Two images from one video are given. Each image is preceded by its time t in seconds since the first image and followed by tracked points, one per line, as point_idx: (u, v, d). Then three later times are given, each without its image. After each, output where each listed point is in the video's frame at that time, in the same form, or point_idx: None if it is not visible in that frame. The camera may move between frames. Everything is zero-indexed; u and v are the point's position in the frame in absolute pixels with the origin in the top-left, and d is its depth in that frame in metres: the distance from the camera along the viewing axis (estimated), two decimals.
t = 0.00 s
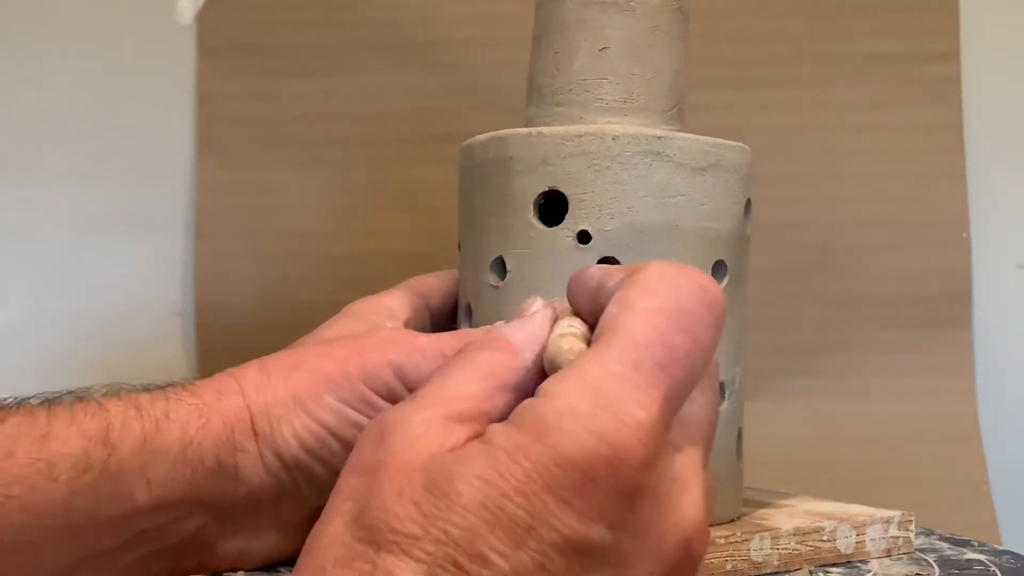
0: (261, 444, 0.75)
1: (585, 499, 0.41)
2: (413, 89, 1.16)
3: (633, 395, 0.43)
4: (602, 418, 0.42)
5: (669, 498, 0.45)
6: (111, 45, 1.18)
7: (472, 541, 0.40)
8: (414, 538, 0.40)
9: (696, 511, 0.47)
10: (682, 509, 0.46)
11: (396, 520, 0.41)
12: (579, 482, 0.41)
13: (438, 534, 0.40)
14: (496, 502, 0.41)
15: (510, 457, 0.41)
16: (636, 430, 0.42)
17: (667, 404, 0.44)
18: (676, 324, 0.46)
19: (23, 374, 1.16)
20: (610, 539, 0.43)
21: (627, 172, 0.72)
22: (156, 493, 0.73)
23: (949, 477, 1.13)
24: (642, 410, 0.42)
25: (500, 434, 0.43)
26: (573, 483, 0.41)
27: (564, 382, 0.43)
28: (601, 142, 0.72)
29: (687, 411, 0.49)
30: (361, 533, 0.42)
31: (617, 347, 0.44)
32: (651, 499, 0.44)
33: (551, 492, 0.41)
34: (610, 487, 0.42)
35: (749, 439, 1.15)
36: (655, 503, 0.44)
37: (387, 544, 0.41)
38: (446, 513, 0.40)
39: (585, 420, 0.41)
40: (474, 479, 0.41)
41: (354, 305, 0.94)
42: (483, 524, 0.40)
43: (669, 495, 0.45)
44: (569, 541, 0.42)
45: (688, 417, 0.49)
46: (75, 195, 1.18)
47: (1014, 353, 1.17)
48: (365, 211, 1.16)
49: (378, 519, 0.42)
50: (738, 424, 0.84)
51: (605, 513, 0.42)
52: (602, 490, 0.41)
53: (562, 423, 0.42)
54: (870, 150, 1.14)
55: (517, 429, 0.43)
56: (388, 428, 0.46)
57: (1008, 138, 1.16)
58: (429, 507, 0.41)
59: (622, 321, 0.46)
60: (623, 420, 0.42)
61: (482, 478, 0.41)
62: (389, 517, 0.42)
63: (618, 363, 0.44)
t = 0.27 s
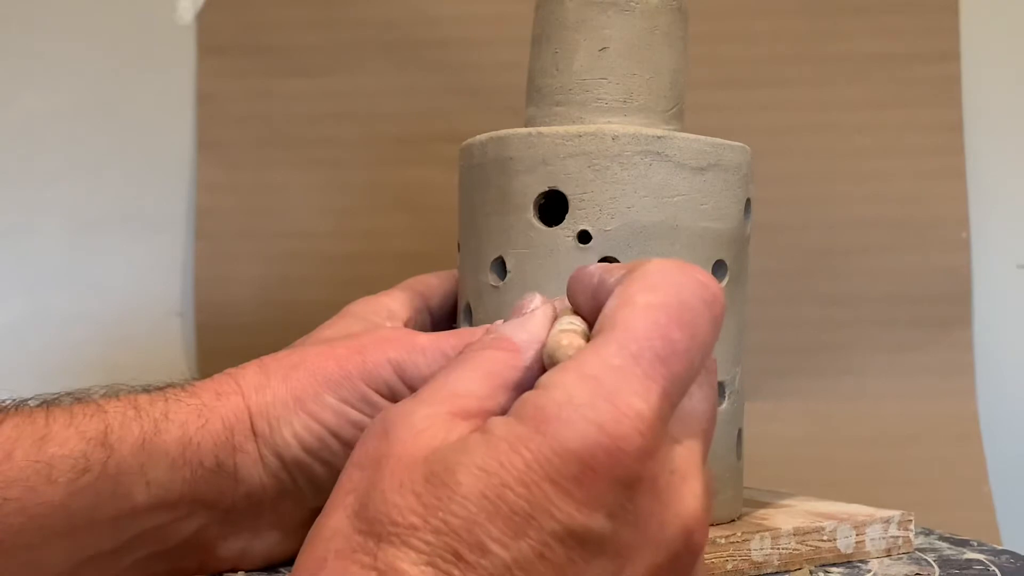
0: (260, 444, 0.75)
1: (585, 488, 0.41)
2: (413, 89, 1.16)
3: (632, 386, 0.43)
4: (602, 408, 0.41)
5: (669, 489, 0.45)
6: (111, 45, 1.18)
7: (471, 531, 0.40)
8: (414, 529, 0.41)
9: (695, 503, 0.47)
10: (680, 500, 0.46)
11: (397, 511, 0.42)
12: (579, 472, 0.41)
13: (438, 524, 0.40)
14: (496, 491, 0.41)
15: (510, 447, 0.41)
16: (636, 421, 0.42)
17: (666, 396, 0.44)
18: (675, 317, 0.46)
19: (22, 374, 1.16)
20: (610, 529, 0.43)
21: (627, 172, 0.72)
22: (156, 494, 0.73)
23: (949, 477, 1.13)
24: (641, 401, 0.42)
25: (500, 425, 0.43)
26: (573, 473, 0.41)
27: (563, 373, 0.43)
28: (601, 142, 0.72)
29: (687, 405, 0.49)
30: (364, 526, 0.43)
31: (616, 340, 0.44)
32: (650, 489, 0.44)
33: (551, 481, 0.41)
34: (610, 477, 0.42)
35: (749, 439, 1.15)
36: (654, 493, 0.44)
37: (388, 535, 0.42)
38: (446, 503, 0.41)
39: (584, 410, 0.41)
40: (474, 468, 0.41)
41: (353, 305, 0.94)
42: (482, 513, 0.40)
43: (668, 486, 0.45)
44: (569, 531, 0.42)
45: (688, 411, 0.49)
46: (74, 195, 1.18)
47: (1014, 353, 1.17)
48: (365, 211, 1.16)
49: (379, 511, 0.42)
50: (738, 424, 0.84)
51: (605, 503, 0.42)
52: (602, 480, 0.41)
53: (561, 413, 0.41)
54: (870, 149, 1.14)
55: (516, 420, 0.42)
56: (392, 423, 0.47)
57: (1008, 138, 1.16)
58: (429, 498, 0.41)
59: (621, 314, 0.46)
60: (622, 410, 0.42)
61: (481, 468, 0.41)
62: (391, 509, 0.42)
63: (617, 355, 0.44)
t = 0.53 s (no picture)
0: (261, 444, 0.75)
1: (587, 484, 0.41)
2: (413, 89, 1.16)
3: (634, 384, 0.43)
4: (603, 405, 0.42)
5: (671, 487, 0.45)
6: (111, 45, 1.18)
7: (473, 527, 0.40)
8: (416, 525, 0.41)
9: (699, 502, 0.47)
10: (683, 499, 0.46)
11: (399, 508, 0.42)
12: (581, 467, 0.41)
13: (440, 520, 0.40)
14: (498, 486, 0.41)
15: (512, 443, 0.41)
16: (637, 418, 0.42)
17: (669, 394, 0.44)
18: (680, 317, 0.46)
19: (21, 374, 1.16)
20: (612, 525, 0.43)
21: (627, 172, 0.72)
22: (156, 494, 0.73)
23: (949, 477, 1.13)
24: (643, 399, 0.43)
25: (500, 420, 0.43)
26: (575, 469, 0.41)
27: (566, 370, 0.43)
28: (601, 142, 0.72)
29: (693, 404, 0.49)
30: (366, 522, 0.43)
31: (619, 338, 0.44)
32: (652, 486, 0.44)
33: (553, 476, 0.41)
34: (611, 473, 0.42)
35: (749, 439, 1.15)
36: (656, 491, 0.44)
37: (391, 531, 0.41)
38: (447, 499, 0.40)
39: (587, 407, 0.42)
40: (476, 464, 0.41)
41: (353, 305, 0.94)
42: (484, 509, 0.40)
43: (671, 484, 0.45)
44: (571, 527, 0.42)
45: (693, 410, 0.49)
46: (74, 195, 1.18)
47: (1014, 353, 1.17)
48: (365, 212, 1.16)
49: (381, 507, 0.42)
50: (738, 424, 0.84)
51: (607, 499, 0.42)
52: (604, 477, 0.42)
53: (563, 409, 0.42)
54: (870, 149, 1.14)
55: (517, 416, 0.42)
56: (395, 422, 0.47)
57: (1008, 138, 1.16)
58: (430, 494, 0.41)
59: (625, 314, 0.46)
60: (624, 407, 0.42)
61: (484, 464, 0.41)
62: (392, 505, 0.42)
63: (620, 354, 0.44)
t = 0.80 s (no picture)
0: (260, 444, 0.75)
1: (586, 479, 0.41)
2: (413, 89, 1.16)
3: (633, 380, 0.43)
4: (603, 401, 0.42)
5: (669, 483, 0.46)
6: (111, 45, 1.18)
7: (473, 522, 0.40)
8: (416, 521, 0.40)
9: (697, 498, 0.47)
10: (681, 495, 0.47)
11: (399, 504, 0.41)
12: (580, 463, 0.41)
13: (439, 516, 0.40)
14: (498, 482, 0.40)
15: (511, 438, 0.41)
16: (636, 414, 0.42)
17: (667, 391, 0.44)
18: (679, 314, 0.46)
19: (21, 374, 1.16)
20: (611, 521, 0.43)
21: (627, 172, 0.72)
22: (155, 495, 0.73)
23: (949, 477, 1.13)
24: (642, 396, 0.43)
25: (500, 416, 0.43)
26: (575, 464, 0.41)
27: (565, 366, 0.43)
28: (601, 142, 0.72)
29: (691, 401, 0.49)
30: (366, 520, 0.43)
31: (618, 335, 0.45)
32: (650, 482, 0.44)
33: (553, 472, 0.41)
34: (610, 468, 0.42)
35: (749, 439, 1.15)
36: (654, 487, 0.45)
37: (391, 527, 0.41)
38: (447, 495, 0.40)
39: (587, 403, 0.42)
40: (476, 459, 0.41)
41: (353, 305, 0.94)
42: (484, 504, 0.40)
43: (669, 480, 0.46)
44: (570, 522, 0.42)
45: (691, 408, 0.49)
46: (74, 195, 1.18)
47: (1014, 353, 1.17)
48: (365, 211, 1.16)
49: (381, 504, 0.42)
50: (738, 424, 0.84)
51: (606, 494, 0.42)
52: (603, 472, 0.42)
53: (562, 405, 0.42)
54: (870, 149, 1.14)
55: (517, 411, 0.43)
56: (397, 421, 0.47)
57: (1009, 138, 1.16)
58: (431, 490, 0.41)
59: (625, 311, 0.46)
60: (623, 403, 0.42)
61: (483, 459, 0.41)
62: (392, 502, 0.42)
63: (620, 350, 0.44)
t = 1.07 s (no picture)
0: (260, 443, 0.75)
1: (584, 474, 0.42)
2: (413, 89, 1.16)
3: (631, 377, 0.43)
4: (601, 397, 0.42)
5: (667, 478, 0.46)
6: (111, 46, 1.18)
7: (471, 518, 0.40)
8: (414, 517, 0.40)
9: (694, 493, 0.48)
10: (679, 490, 0.47)
11: (396, 500, 0.41)
12: (578, 458, 0.41)
13: (437, 512, 0.40)
14: (496, 477, 0.40)
15: (510, 434, 0.41)
16: (633, 410, 0.42)
17: (665, 387, 0.45)
18: (678, 312, 0.46)
19: (21, 374, 1.16)
20: (609, 516, 0.43)
21: (627, 172, 0.72)
22: (155, 495, 0.73)
23: (949, 477, 1.13)
24: (640, 391, 0.43)
25: (499, 413, 0.43)
26: (573, 459, 0.41)
27: (563, 363, 0.43)
28: (601, 142, 0.72)
29: (689, 398, 0.49)
30: (364, 517, 0.43)
31: (617, 332, 0.45)
32: (648, 477, 0.44)
33: (551, 467, 0.41)
34: (608, 464, 0.42)
35: (749, 439, 1.15)
36: (652, 482, 0.45)
37: (389, 522, 0.41)
38: (445, 490, 0.40)
39: (585, 399, 0.42)
40: (474, 455, 0.41)
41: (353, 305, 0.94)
42: (482, 499, 0.40)
43: (666, 476, 0.46)
44: (568, 517, 0.42)
45: (689, 405, 0.49)
46: (74, 195, 1.18)
47: (1014, 353, 1.17)
48: (365, 211, 1.16)
49: (380, 501, 0.42)
50: (738, 425, 0.84)
51: (604, 489, 0.42)
52: (601, 468, 0.42)
53: (561, 401, 0.42)
54: (870, 149, 1.14)
55: (515, 407, 0.43)
56: (397, 419, 0.47)
57: (1008, 137, 1.16)
58: (429, 486, 0.41)
59: (624, 308, 0.46)
60: (621, 400, 0.42)
61: (481, 455, 0.41)
62: (391, 499, 0.42)
63: (617, 346, 0.44)
